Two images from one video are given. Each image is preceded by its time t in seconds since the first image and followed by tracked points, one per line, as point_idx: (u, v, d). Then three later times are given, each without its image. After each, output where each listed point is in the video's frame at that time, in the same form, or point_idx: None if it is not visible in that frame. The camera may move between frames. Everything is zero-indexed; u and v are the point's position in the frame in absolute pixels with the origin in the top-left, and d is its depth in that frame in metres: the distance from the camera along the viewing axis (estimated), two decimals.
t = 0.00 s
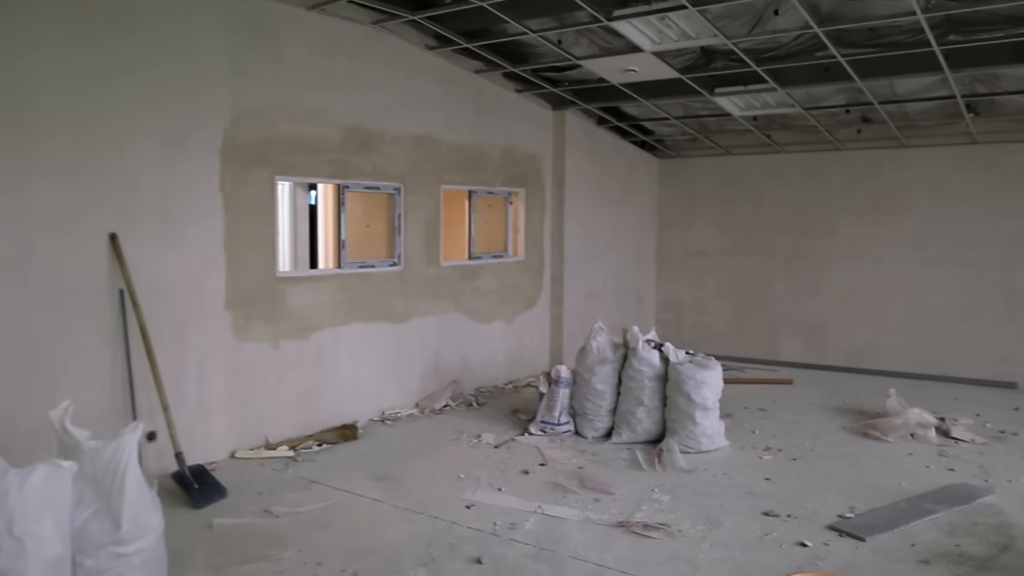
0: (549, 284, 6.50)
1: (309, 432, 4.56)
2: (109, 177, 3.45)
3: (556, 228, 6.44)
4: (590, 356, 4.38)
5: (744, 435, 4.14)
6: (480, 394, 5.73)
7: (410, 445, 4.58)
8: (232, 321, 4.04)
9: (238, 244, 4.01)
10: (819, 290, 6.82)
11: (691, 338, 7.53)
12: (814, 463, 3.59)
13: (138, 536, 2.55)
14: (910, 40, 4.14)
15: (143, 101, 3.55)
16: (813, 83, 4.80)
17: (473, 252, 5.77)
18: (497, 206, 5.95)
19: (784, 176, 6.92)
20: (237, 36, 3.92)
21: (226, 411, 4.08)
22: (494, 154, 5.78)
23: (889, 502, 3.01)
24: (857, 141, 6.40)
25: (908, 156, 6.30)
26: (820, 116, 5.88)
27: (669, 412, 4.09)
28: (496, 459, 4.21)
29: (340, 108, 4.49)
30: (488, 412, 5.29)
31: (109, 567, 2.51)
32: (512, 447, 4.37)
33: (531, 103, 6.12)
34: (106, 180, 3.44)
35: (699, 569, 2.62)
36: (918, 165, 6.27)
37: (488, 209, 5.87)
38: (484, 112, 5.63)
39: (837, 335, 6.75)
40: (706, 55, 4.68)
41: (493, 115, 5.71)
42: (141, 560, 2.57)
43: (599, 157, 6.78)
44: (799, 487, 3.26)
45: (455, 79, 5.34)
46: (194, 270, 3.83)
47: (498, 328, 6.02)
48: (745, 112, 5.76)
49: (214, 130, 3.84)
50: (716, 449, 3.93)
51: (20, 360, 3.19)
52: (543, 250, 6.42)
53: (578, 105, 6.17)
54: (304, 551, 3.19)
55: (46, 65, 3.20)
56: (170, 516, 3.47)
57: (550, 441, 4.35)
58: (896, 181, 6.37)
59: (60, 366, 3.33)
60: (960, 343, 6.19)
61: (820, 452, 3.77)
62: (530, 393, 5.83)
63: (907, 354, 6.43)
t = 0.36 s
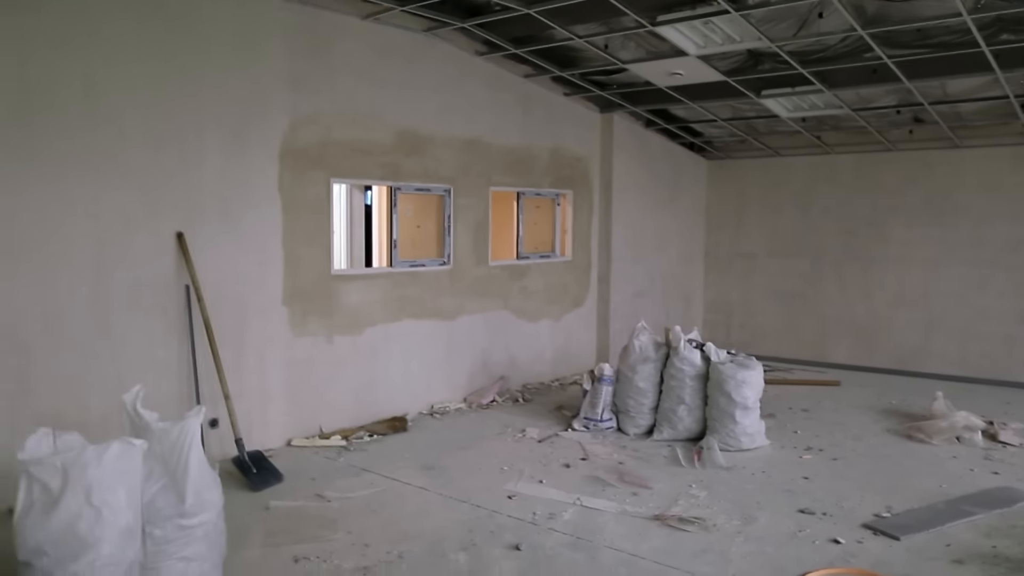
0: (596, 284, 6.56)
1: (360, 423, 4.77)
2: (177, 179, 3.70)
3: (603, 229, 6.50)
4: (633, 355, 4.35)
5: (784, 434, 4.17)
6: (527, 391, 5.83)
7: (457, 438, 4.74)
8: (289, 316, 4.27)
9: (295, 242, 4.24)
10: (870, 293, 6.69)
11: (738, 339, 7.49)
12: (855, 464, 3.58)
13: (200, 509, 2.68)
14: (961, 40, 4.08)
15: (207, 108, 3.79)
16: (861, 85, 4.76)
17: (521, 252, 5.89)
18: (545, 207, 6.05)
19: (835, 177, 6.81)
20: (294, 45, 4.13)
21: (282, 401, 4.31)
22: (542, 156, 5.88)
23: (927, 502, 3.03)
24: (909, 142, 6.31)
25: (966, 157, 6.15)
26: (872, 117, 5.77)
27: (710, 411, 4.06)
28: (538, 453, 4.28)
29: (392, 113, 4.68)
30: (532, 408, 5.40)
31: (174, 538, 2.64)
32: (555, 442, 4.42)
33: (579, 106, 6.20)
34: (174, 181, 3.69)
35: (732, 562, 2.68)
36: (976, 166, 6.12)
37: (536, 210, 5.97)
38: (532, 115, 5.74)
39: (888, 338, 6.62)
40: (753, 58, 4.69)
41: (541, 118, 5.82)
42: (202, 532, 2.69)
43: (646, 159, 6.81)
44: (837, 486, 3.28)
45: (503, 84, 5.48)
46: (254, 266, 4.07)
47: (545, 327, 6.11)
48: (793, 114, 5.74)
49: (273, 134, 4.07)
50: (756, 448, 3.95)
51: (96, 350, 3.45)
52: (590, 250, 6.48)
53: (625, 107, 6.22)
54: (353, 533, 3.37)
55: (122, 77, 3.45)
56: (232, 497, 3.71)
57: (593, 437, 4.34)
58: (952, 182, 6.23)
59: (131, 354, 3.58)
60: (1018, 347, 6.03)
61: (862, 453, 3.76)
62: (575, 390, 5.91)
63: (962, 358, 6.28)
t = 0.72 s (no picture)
0: (647, 284, 6.59)
1: (415, 416, 4.95)
2: (245, 182, 3.95)
3: (655, 230, 6.53)
4: (679, 353, 4.35)
5: (832, 435, 4.14)
6: (578, 389, 5.89)
7: (508, 431, 4.85)
8: (348, 312, 4.49)
9: (354, 241, 4.46)
10: (931, 296, 6.50)
11: (792, 342, 7.38)
12: (902, 467, 3.55)
13: (261, 484, 2.86)
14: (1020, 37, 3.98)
15: (273, 116, 4.04)
16: (915, 84, 4.68)
17: (572, 252, 5.97)
18: (596, 209, 6.15)
19: (894, 177, 6.66)
20: (353, 54, 4.35)
21: (341, 393, 4.52)
22: (593, 159, 5.96)
23: (972, 506, 3.02)
24: (970, 141, 6.07)
25: None
26: (931, 117, 5.65)
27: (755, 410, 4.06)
28: (585, 447, 4.29)
29: (446, 117, 4.86)
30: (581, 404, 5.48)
31: (238, 510, 2.83)
32: (602, 438, 4.40)
33: (630, 109, 6.25)
34: (242, 184, 3.94)
35: (767, 555, 2.73)
36: None
37: (587, 212, 6.07)
38: (584, 118, 5.84)
39: (949, 343, 6.42)
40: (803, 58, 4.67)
41: (592, 121, 5.91)
42: (262, 506, 2.86)
43: (698, 160, 6.80)
44: (881, 487, 3.27)
45: (555, 88, 5.60)
46: (315, 264, 4.31)
47: (597, 327, 6.17)
48: (847, 114, 5.66)
49: (333, 139, 4.30)
50: (801, 448, 3.94)
51: (171, 340, 3.72)
52: (641, 251, 6.52)
53: (676, 109, 6.24)
54: (404, 517, 3.55)
55: (200, 89, 3.73)
56: (293, 482, 3.93)
57: (640, 434, 4.33)
58: (1019, 183, 6.00)
59: (202, 343, 3.85)
60: None
61: (910, 456, 3.72)
62: (625, 389, 5.95)
63: None
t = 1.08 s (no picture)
0: (700, 285, 6.59)
1: (469, 411, 5.10)
2: (310, 186, 4.20)
3: (708, 231, 6.52)
4: (728, 353, 4.38)
5: (886, 438, 4.08)
6: (629, 387, 5.94)
7: (558, 425, 4.90)
8: (406, 310, 4.69)
9: (412, 241, 4.65)
10: (997, 299, 6.28)
11: (850, 344, 7.23)
12: (954, 470, 3.51)
13: (322, 468, 2.93)
14: None
15: (336, 125, 4.28)
16: (976, 82, 4.57)
17: (625, 253, 6.01)
18: (649, 210, 6.19)
19: (958, 177, 6.45)
20: (412, 63, 4.56)
21: (399, 386, 4.72)
22: (646, 161, 6.01)
23: None
24: None
25: None
26: (996, 115, 5.48)
27: (804, 410, 4.05)
28: (632, 444, 4.30)
29: (501, 122, 5.02)
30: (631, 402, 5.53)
31: (299, 491, 2.90)
32: (650, 435, 4.40)
33: (683, 111, 6.27)
34: (307, 188, 4.19)
35: (806, 551, 2.76)
36: None
37: (640, 212, 6.11)
38: (637, 120, 5.90)
39: (1017, 348, 6.18)
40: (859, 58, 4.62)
41: (645, 124, 5.96)
42: (322, 488, 2.94)
43: (753, 161, 6.75)
44: (929, 489, 3.26)
45: (609, 91, 5.69)
46: (374, 263, 4.51)
47: (649, 327, 6.20)
48: (905, 113, 5.54)
49: (392, 145, 4.51)
50: (851, 448, 3.93)
51: (241, 332, 3.99)
52: (695, 252, 6.52)
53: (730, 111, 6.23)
54: (455, 505, 3.71)
55: (268, 99, 3.99)
56: (352, 470, 4.14)
57: (688, 431, 4.36)
58: None
59: (269, 336, 4.11)
60: None
61: (964, 460, 3.67)
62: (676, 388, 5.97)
63: None
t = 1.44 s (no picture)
0: (753, 286, 6.55)
1: (522, 406, 5.22)
2: (371, 187, 4.40)
3: (763, 232, 6.49)
4: (779, 352, 4.39)
5: (940, 441, 4.03)
6: (681, 386, 5.97)
7: (609, 421, 4.96)
8: (462, 308, 4.86)
9: (468, 241, 4.82)
10: None
11: (908, 347, 7.07)
12: (1008, 474, 3.47)
13: (381, 454, 3.07)
14: None
15: (396, 129, 4.47)
16: None
17: (678, 253, 6.04)
18: (703, 211, 6.21)
19: None
20: (471, 71, 4.73)
21: (455, 380, 4.89)
22: (700, 162, 6.03)
23: None
24: None
25: None
26: None
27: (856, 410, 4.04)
28: (682, 441, 4.32)
29: (556, 126, 5.15)
30: (682, 400, 5.56)
31: (360, 475, 3.05)
32: (700, 432, 4.44)
33: (738, 113, 6.27)
34: (370, 189, 4.39)
35: (851, 547, 2.81)
36: None
37: (694, 214, 6.14)
38: (691, 123, 5.93)
39: None
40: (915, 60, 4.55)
41: (699, 126, 5.99)
42: (381, 473, 3.08)
43: (809, 162, 6.68)
44: (982, 491, 3.26)
45: (663, 95, 5.74)
46: (431, 261, 4.69)
47: (701, 326, 6.21)
48: (963, 115, 5.40)
49: (450, 148, 4.69)
50: (903, 449, 3.90)
51: (305, 323, 4.21)
52: (748, 253, 6.49)
53: (786, 113, 6.20)
54: (507, 494, 3.83)
55: (333, 106, 4.22)
56: (410, 460, 4.32)
57: (739, 430, 4.38)
58: None
59: (331, 328, 4.32)
60: None
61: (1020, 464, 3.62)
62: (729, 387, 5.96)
63: None
